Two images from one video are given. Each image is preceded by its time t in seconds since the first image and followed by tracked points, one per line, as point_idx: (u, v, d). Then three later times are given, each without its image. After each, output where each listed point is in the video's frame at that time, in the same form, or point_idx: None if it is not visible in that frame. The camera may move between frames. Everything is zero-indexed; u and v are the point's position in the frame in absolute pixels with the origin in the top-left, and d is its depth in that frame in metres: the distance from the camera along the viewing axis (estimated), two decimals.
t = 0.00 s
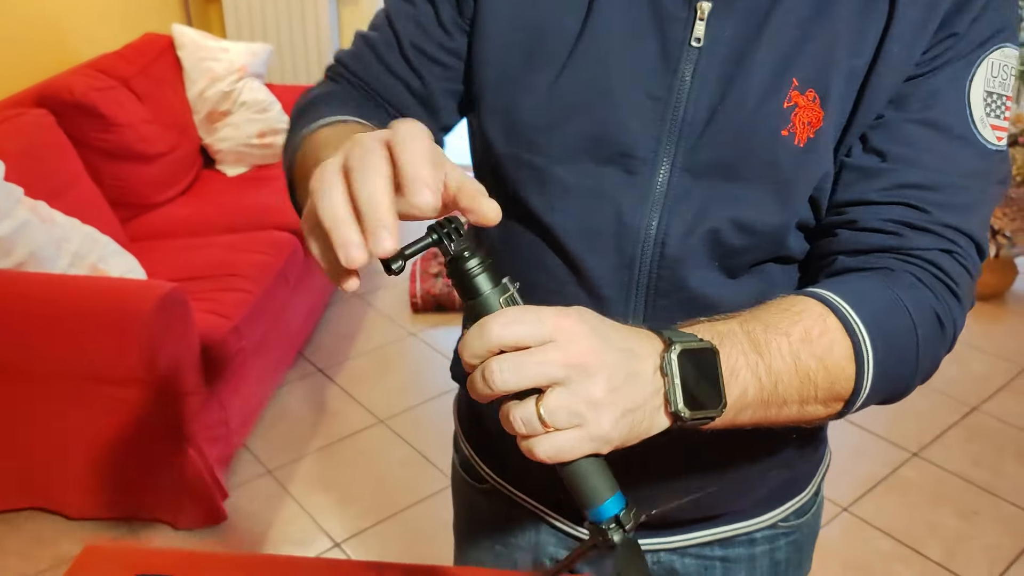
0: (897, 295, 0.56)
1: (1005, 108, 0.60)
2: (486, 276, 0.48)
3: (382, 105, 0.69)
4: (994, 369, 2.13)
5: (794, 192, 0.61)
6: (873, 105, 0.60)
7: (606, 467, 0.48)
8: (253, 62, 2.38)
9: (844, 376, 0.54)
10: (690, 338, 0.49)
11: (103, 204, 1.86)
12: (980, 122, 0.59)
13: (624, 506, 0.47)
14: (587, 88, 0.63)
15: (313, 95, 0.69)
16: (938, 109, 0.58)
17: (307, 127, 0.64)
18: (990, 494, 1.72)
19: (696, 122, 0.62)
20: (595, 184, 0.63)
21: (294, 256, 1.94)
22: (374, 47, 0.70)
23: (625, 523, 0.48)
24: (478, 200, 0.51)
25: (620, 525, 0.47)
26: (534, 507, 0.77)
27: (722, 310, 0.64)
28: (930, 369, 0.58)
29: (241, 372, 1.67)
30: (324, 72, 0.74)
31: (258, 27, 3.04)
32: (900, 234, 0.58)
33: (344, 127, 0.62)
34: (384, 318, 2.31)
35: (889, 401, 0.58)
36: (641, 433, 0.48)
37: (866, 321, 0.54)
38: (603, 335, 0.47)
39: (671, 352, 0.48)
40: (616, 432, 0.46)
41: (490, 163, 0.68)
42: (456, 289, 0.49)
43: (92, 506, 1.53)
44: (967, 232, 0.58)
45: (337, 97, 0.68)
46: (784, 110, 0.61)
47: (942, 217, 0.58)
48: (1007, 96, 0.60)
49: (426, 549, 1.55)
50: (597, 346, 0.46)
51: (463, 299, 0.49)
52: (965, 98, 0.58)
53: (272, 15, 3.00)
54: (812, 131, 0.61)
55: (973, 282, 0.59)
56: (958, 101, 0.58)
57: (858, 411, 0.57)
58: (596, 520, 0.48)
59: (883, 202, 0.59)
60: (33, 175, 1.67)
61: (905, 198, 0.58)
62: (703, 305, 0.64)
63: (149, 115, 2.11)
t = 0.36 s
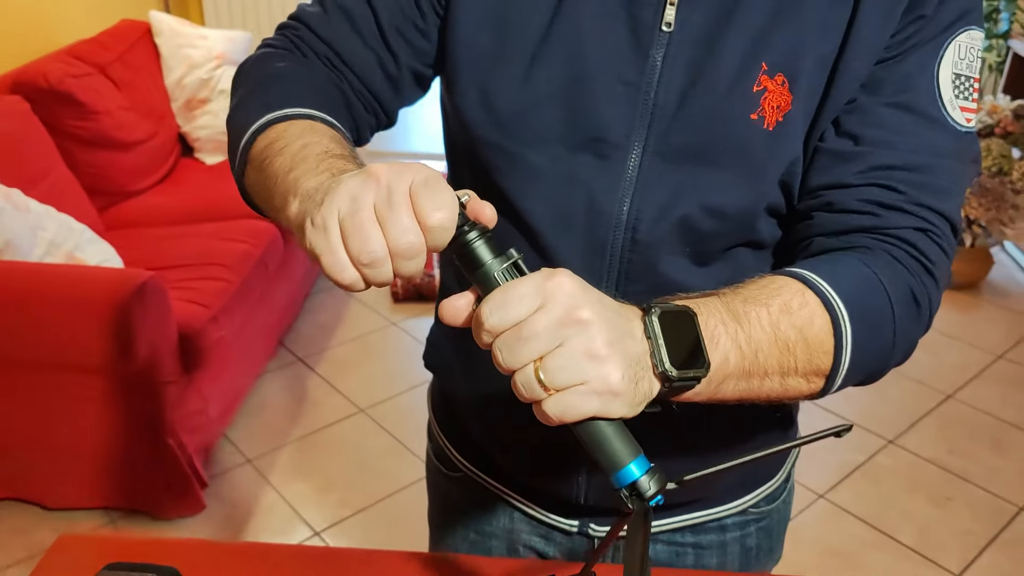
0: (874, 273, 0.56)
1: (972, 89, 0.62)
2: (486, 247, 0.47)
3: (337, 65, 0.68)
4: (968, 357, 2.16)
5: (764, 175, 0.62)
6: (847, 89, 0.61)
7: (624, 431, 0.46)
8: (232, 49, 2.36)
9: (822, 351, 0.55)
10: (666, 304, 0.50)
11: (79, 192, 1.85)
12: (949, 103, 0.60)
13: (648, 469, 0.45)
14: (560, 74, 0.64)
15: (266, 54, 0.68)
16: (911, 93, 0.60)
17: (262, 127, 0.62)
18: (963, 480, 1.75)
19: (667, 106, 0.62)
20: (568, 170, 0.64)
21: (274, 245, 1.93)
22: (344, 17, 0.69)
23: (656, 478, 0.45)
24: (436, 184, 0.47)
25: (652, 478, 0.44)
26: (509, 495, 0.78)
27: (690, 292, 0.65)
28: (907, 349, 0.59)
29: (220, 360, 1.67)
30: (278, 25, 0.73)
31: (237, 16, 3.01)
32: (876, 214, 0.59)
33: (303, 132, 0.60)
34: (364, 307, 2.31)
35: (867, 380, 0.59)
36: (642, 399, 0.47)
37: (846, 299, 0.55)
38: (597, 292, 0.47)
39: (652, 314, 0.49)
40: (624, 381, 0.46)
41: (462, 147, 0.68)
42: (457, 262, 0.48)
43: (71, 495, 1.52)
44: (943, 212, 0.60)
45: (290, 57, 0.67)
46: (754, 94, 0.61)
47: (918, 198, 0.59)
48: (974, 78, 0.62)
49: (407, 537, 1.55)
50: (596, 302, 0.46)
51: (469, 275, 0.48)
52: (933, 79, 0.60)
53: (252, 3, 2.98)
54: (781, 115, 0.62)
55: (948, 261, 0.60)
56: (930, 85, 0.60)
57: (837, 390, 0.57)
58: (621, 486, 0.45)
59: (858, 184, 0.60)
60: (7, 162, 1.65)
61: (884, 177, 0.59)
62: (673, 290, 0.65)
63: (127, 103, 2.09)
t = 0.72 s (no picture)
0: (876, 248, 0.57)
1: (949, 76, 0.63)
2: (503, 190, 0.49)
3: (321, 61, 0.68)
4: (945, 348, 2.19)
5: (737, 168, 0.63)
6: (825, 82, 0.62)
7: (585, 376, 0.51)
8: (214, 41, 2.35)
9: (827, 322, 0.55)
10: (674, 273, 0.51)
11: (60, 184, 1.84)
12: (929, 90, 0.61)
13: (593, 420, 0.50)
14: (536, 69, 0.64)
15: (250, 51, 0.67)
16: (888, 84, 0.60)
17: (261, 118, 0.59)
18: (938, 470, 1.77)
19: (643, 100, 0.63)
20: (545, 164, 0.65)
21: (256, 237, 1.93)
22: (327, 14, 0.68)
23: (602, 427, 0.51)
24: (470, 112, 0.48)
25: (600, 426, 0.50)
26: (488, 486, 0.78)
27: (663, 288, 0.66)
28: (910, 330, 0.59)
29: (202, 353, 1.67)
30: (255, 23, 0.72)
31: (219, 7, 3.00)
32: (874, 198, 0.59)
33: (310, 116, 0.59)
34: (347, 299, 2.31)
35: (868, 362, 0.58)
36: (603, 360, 0.51)
37: (851, 268, 0.55)
38: (561, 269, 0.48)
39: (646, 284, 0.50)
40: (545, 358, 0.49)
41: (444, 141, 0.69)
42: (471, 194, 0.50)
43: (54, 487, 1.52)
44: (940, 194, 0.60)
45: (276, 53, 0.66)
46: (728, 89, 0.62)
47: (913, 179, 0.59)
48: (950, 64, 0.62)
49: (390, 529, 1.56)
50: (542, 283, 0.47)
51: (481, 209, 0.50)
52: (911, 70, 0.60)
53: None
54: (753, 109, 0.62)
55: (948, 243, 0.60)
56: (908, 74, 0.60)
57: (839, 369, 0.57)
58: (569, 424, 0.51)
59: (848, 173, 0.60)
60: None
61: (878, 164, 0.59)
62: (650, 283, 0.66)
63: (108, 94, 2.07)
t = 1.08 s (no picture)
0: (870, 235, 0.58)
1: (937, 68, 0.64)
2: (505, 178, 0.47)
3: (308, 42, 0.68)
4: (932, 337, 2.21)
5: (723, 158, 0.63)
6: (815, 74, 0.62)
7: (603, 370, 0.50)
8: (201, 30, 2.33)
9: (829, 307, 0.56)
10: (694, 256, 0.51)
11: (47, 175, 1.83)
12: (916, 83, 0.62)
13: (614, 409, 0.48)
14: (525, 59, 0.65)
15: (236, 27, 0.67)
16: (876, 77, 0.61)
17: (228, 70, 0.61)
18: (925, 457, 1.79)
19: (631, 91, 0.63)
20: (533, 154, 0.65)
21: (245, 227, 1.92)
22: None
23: (622, 417, 0.49)
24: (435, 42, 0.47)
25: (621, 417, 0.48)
26: (480, 475, 0.79)
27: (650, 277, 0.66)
28: (903, 320, 0.60)
29: (190, 344, 1.66)
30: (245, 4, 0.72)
31: None
32: (864, 190, 0.61)
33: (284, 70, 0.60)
34: (337, 289, 2.31)
35: (864, 348, 0.60)
36: (631, 342, 0.51)
37: (849, 254, 0.56)
38: (584, 256, 0.48)
39: (671, 266, 0.50)
40: (573, 346, 0.48)
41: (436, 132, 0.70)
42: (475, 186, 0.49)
43: (41, 477, 1.52)
44: (926, 185, 0.62)
45: (260, 27, 0.66)
46: (716, 79, 0.62)
47: (901, 170, 0.61)
48: (938, 57, 0.63)
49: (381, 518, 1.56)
50: (565, 269, 0.47)
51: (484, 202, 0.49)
52: (899, 63, 0.61)
53: None
54: (741, 98, 0.63)
55: (936, 233, 0.63)
56: (895, 68, 0.61)
57: (837, 355, 0.58)
58: (588, 420, 0.48)
59: (839, 166, 0.61)
60: None
61: (869, 156, 0.61)
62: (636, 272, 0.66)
63: (94, 83, 2.06)
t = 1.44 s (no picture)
0: (879, 238, 0.59)
1: (942, 66, 0.65)
2: (525, 213, 0.47)
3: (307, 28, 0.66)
4: (927, 333, 2.21)
5: (724, 149, 0.63)
6: (821, 69, 0.62)
7: (631, 401, 0.50)
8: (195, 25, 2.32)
9: (844, 315, 0.57)
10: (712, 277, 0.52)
11: (40, 169, 1.82)
12: (922, 81, 0.63)
13: (645, 439, 0.49)
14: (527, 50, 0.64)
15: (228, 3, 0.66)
16: (883, 76, 0.62)
17: (196, 4, 0.68)
18: (919, 452, 1.79)
19: (631, 82, 0.63)
20: (533, 144, 0.65)
21: (240, 222, 1.92)
22: None
23: (654, 447, 0.49)
24: None
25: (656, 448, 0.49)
26: (477, 469, 0.79)
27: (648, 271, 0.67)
28: (911, 319, 0.62)
29: (185, 339, 1.66)
30: None
31: None
32: (870, 190, 0.62)
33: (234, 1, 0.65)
34: (332, 284, 2.31)
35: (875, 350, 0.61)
36: (662, 368, 0.51)
37: (860, 260, 0.58)
38: (612, 285, 0.48)
39: (693, 291, 0.50)
40: (609, 378, 0.48)
41: (435, 122, 0.69)
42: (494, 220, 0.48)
43: (34, 472, 1.51)
44: (930, 183, 0.63)
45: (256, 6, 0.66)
46: (717, 71, 0.62)
47: (907, 170, 0.62)
48: (942, 55, 0.64)
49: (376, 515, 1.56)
50: (596, 301, 0.47)
51: (504, 235, 0.48)
52: (906, 60, 0.62)
53: None
54: (744, 92, 0.63)
55: (940, 228, 0.64)
56: (902, 65, 0.62)
57: (849, 357, 0.60)
58: (620, 451, 0.49)
59: (847, 165, 0.62)
60: None
61: (875, 156, 0.62)
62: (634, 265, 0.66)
63: (87, 77, 2.05)
